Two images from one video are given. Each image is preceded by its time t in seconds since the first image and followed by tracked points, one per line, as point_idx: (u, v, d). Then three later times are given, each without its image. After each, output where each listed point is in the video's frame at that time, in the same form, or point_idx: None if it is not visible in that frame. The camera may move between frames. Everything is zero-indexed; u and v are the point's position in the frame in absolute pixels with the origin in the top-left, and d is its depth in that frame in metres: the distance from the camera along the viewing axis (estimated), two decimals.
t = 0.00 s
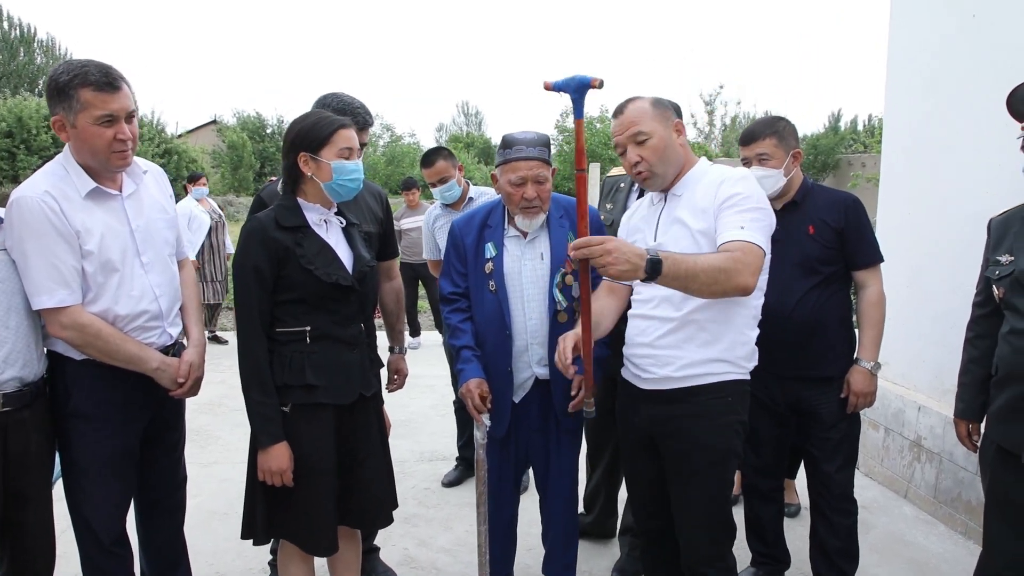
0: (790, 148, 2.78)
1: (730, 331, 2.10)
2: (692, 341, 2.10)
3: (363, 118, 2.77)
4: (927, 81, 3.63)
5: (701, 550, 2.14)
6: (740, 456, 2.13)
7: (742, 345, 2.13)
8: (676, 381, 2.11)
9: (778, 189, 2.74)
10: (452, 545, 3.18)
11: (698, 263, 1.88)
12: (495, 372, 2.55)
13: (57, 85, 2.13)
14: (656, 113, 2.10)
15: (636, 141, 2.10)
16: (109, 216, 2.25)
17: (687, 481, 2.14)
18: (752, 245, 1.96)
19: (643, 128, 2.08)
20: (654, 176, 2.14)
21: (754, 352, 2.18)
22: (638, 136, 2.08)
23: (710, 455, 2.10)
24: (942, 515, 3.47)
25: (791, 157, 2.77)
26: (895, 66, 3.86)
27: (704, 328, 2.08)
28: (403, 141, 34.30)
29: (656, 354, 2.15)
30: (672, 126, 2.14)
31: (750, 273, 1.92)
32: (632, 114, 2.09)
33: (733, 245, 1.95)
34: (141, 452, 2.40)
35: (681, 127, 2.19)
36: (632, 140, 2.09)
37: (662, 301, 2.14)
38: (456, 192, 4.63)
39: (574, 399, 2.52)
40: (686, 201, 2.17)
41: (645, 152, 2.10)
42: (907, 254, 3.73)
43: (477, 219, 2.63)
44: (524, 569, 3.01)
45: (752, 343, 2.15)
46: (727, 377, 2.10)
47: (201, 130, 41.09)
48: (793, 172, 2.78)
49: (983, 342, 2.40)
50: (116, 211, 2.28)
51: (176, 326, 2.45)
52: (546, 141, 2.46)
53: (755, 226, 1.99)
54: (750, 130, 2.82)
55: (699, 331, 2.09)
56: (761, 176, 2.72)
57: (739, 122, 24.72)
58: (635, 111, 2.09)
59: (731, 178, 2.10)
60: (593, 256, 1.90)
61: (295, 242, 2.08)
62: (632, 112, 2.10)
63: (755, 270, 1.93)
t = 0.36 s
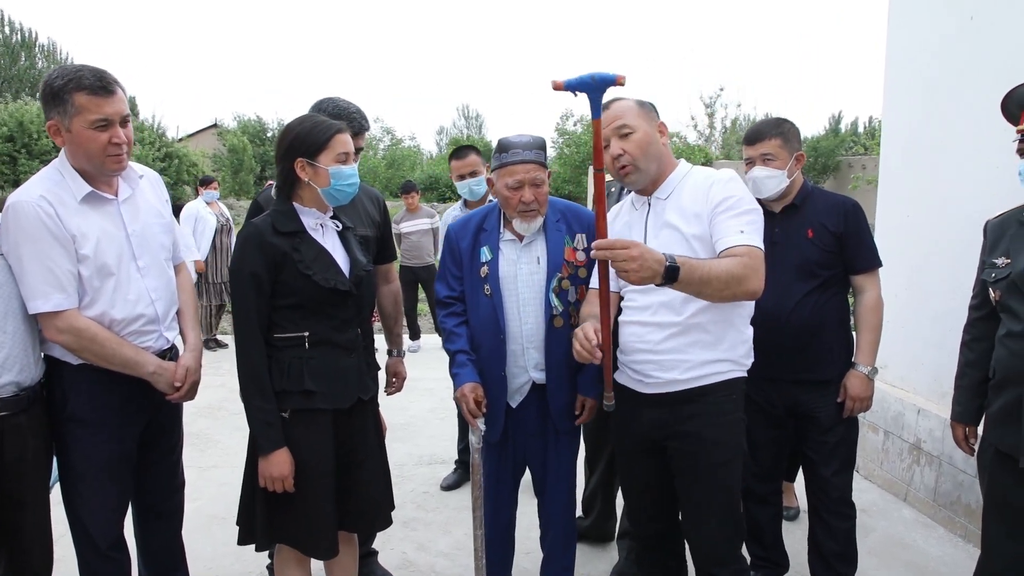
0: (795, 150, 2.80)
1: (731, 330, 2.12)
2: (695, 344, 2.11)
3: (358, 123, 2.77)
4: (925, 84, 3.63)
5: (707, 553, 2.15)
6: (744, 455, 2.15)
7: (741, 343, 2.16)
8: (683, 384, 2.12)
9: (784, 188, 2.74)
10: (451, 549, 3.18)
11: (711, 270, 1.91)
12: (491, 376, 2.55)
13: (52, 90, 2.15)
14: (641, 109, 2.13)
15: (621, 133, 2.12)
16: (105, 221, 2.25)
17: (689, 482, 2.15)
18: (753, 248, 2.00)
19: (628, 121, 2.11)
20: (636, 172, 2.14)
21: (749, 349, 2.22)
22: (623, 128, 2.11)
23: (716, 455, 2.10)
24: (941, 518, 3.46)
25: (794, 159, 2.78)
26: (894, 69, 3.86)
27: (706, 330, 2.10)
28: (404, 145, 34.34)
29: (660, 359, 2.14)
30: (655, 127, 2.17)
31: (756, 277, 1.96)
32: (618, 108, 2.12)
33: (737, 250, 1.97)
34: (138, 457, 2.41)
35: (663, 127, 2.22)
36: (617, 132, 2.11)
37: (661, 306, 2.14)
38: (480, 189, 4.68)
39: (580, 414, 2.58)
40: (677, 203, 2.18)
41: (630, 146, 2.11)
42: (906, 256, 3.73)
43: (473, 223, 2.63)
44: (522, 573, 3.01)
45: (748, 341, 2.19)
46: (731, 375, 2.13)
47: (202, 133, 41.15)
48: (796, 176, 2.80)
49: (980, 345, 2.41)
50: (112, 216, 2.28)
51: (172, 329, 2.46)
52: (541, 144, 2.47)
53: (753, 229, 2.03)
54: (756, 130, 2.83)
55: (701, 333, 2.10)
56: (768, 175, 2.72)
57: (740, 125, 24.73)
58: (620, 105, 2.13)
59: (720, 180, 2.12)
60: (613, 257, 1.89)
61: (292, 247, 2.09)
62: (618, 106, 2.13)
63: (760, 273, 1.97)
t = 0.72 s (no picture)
0: (787, 152, 2.79)
1: (714, 347, 2.07)
2: (675, 358, 2.08)
3: (342, 121, 2.75)
4: (915, 86, 3.65)
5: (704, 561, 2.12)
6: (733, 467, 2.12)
7: (726, 360, 2.10)
8: (662, 399, 2.10)
9: (775, 190, 2.74)
10: (442, 552, 3.17)
11: (688, 284, 1.86)
12: (482, 378, 2.55)
13: (37, 93, 2.13)
14: (662, 99, 2.08)
15: (631, 117, 2.11)
16: (90, 225, 2.24)
17: (680, 491, 2.12)
18: (750, 270, 1.91)
19: (640, 106, 2.09)
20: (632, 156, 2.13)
21: (739, 366, 2.16)
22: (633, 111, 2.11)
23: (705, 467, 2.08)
24: (933, 518, 3.47)
25: (787, 160, 2.78)
26: (886, 70, 3.87)
27: (686, 345, 2.06)
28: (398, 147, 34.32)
29: (641, 371, 2.14)
30: (677, 121, 2.08)
31: (744, 302, 1.88)
32: (645, 91, 2.12)
33: (731, 270, 1.89)
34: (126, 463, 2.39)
35: (684, 126, 2.09)
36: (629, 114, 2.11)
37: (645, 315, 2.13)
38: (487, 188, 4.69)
39: (568, 417, 2.58)
40: (680, 207, 2.10)
41: (634, 129, 2.09)
42: (897, 257, 3.75)
43: (464, 226, 2.62)
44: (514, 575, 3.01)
45: (737, 359, 2.13)
46: (714, 393, 2.08)
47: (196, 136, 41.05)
48: (788, 176, 2.80)
49: (968, 346, 2.41)
50: (97, 220, 2.27)
51: (158, 334, 2.45)
52: (530, 144, 2.49)
53: (753, 250, 1.93)
54: (747, 131, 2.82)
55: (681, 347, 2.07)
56: (759, 177, 2.72)
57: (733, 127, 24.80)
58: (649, 89, 2.12)
59: (729, 192, 2.01)
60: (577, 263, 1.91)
61: (279, 251, 2.08)
62: (645, 90, 2.13)
63: (749, 299, 1.89)
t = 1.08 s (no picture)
0: (771, 153, 2.79)
1: (694, 360, 2.01)
2: (654, 370, 2.05)
3: (332, 127, 2.73)
4: (905, 85, 3.66)
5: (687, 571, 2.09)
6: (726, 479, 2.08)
7: (711, 375, 2.03)
8: (641, 408, 2.09)
9: (760, 190, 2.76)
10: (437, 555, 3.17)
11: (659, 318, 1.89)
12: (477, 379, 2.54)
13: (31, 95, 2.14)
14: (672, 95, 2.04)
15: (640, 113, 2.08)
16: (80, 228, 2.24)
17: (670, 502, 2.08)
18: (731, 300, 1.84)
19: (650, 103, 2.06)
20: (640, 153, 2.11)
21: (729, 380, 2.07)
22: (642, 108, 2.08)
23: (695, 479, 2.04)
24: (926, 517, 3.48)
25: (770, 161, 2.79)
26: (877, 70, 3.87)
27: (665, 358, 2.02)
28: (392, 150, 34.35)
29: (625, 378, 2.14)
30: (685, 119, 2.04)
31: (724, 333, 1.83)
32: (655, 86, 2.08)
33: (709, 298, 1.84)
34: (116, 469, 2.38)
35: (694, 125, 2.04)
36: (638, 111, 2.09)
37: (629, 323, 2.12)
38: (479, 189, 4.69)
39: (563, 417, 2.58)
40: (675, 216, 2.04)
41: (642, 126, 2.07)
42: (889, 257, 3.75)
43: (457, 227, 2.62)
44: None
45: (724, 373, 2.04)
46: (695, 407, 2.03)
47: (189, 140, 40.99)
48: (773, 177, 2.82)
49: (959, 346, 2.42)
50: (87, 223, 2.26)
51: (147, 339, 2.44)
52: (526, 141, 2.52)
53: (737, 275, 1.85)
54: (730, 134, 2.81)
55: (661, 359, 2.03)
56: (743, 178, 2.73)
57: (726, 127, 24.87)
58: (660, 84, 2.08)
59: (718, 208, 1.92)
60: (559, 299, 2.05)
61: (265, 256, 2.08)
62: (656, 85, 2.09)
63: (730, 329, 1.84)
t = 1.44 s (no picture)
0: (762, 151, 2.80)
1: (681, 363, 2.00)
2: (642, 371, 2.06)
3: (326, 134, 2.71)
4: (898, 84, 3.67)
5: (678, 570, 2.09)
6: (716, 481, 2.07)
7: (701, 378, 2.02)
8: (632, 409, 2.10)
9: (751, 189, 2.76)
10: (430, 553, 3.17)
11: (644, 322, 1.89)
12: (474, 377, 2.53)
13: (54, 88, 2.16)
14: (650, 94, 2.03)
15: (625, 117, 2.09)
16: (88, 220, 2.25)
17: (660, 505, 2.09)
18: (716, 303, 1.83)
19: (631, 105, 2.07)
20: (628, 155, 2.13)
21: (721, 383, 2.05)
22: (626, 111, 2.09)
23: (684, 481, 2.04)
24: (917, 514, 3.50)
25: (762, 160, 2.79)
26: (870, 69, 3.88)
27: (655, 360, 2.02)
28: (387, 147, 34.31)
29: (615, 379, 2.15)
30: (664, 117, 2.02)
31: (710, 337, 1.83)
32: (637, 86, 2.08)
33: (695, 301, 1.84)
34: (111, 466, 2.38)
35: (676, 122, 2.02)
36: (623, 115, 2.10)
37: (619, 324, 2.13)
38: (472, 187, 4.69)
39: (558, 417, 2.58)
40: (666, 217, 2.04)
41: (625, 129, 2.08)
42: (882, 255, 3.77)
43: (456, 223, 2.61)
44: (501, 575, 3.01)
45: (714, 376, 2.03)
46: (683, 409, 2.03)
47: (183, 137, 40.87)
48: (765, 176, 2.81)
49: (951, 344, 2.42)
50: (95, 216, 2.27)
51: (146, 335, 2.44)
52: (531, 144, 2.50)
53: (723, 278, 1.84)
54: (722, 132, 2.81)
55: (650, 361, 2.03)
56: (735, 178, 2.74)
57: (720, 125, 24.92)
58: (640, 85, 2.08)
59: (707, 209, 1.91)
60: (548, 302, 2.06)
61: (255, 254, 2.07)
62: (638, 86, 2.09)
63: (715, 333, 1.83)
